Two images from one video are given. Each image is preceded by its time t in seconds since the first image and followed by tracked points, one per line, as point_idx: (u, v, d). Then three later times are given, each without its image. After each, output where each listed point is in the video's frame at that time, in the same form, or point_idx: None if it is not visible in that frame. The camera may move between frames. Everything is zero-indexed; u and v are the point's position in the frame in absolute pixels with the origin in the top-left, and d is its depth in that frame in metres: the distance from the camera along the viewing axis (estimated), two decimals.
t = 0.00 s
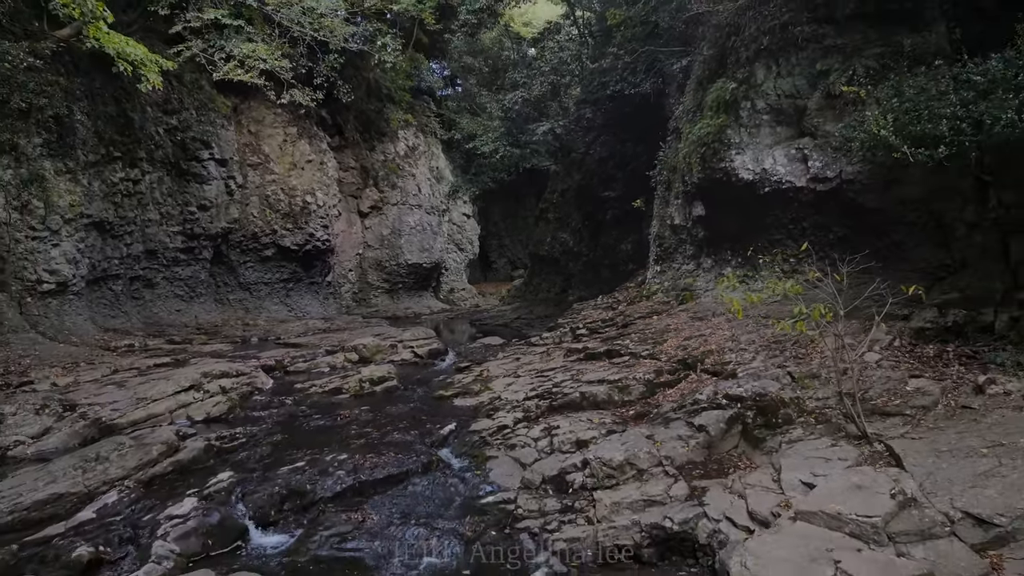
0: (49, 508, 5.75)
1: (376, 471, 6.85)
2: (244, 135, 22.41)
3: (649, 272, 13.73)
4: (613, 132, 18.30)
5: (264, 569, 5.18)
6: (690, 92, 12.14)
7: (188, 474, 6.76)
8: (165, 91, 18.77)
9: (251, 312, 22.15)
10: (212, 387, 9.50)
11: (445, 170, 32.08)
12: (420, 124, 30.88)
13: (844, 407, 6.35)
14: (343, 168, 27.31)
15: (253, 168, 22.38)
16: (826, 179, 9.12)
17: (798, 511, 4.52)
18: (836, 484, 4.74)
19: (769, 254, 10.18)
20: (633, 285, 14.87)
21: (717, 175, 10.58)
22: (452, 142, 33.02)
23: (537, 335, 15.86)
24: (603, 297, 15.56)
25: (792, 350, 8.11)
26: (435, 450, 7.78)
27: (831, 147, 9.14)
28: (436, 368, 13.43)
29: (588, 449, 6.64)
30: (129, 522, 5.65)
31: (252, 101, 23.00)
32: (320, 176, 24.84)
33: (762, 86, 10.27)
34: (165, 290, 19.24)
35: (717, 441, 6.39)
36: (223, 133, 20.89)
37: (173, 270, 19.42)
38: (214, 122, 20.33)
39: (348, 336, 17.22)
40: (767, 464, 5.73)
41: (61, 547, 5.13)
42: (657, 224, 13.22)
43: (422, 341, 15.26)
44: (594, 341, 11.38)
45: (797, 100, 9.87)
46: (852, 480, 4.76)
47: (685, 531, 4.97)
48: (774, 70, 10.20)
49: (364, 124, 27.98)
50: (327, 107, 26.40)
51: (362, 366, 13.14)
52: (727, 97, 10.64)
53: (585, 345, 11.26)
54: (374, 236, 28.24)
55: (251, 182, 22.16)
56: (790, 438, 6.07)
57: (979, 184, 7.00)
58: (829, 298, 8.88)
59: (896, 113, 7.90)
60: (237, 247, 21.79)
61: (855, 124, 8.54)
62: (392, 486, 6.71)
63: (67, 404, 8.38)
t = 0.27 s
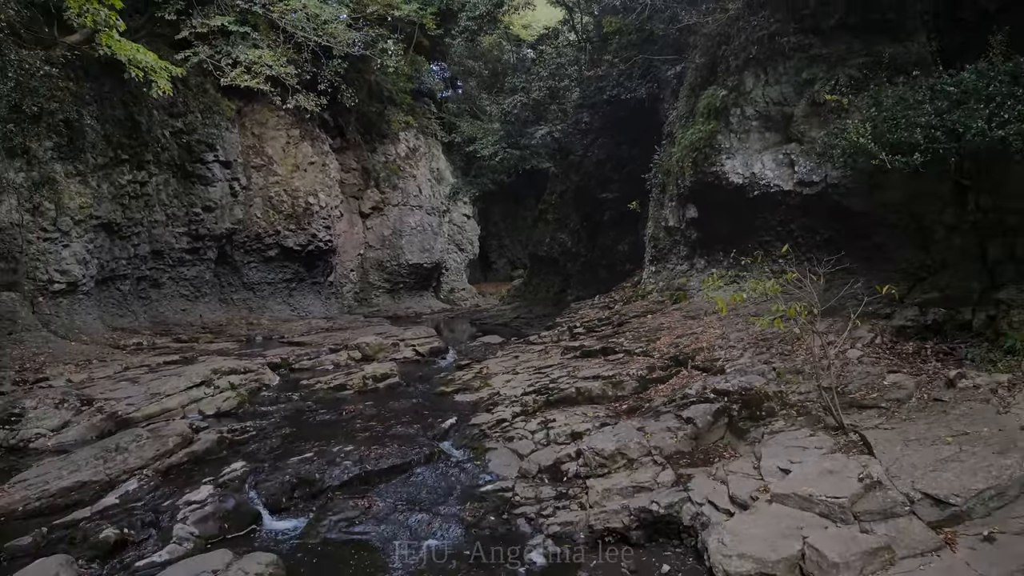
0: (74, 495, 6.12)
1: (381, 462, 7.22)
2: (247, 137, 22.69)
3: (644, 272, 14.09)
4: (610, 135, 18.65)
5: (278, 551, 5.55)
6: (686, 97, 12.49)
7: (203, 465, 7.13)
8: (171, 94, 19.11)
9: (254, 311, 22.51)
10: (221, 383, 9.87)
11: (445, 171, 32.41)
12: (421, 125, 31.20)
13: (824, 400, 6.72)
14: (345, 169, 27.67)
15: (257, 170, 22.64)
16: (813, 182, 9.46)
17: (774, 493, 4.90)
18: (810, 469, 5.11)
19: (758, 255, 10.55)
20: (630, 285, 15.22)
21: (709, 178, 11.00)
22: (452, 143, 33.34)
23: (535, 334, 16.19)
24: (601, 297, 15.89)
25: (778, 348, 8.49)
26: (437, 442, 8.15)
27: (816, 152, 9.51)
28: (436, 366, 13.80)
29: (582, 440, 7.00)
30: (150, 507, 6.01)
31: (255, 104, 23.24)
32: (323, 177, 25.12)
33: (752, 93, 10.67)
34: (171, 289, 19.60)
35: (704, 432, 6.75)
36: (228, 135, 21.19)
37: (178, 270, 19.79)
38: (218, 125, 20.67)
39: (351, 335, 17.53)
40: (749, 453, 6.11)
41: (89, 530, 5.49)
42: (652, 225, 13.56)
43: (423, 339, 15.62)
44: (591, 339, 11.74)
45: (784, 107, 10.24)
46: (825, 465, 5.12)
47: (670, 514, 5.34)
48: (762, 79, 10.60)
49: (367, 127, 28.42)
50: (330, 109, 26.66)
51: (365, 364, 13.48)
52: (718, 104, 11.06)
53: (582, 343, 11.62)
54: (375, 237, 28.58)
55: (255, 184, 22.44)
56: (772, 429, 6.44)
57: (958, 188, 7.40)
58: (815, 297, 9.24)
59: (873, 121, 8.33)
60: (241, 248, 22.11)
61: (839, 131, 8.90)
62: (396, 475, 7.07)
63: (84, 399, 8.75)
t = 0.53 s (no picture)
0: (96, 483, 6.48)
1: (386, 453, 7.59)
2: (251, 139, 22.97)
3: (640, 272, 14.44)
4: (607, 136, 18.99)
5: (291, 534, 5.91)
6: (679, 103, 12.88)
7: (216, 455, 7.49)
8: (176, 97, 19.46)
9: (258, 311, 22.86)
10: (231, 379, 10.24)
11: (445, 172, 32.75)
12: (421, 127, 31.56)
13: (807, 394, 7.08)
14: (347, 171, 28.03)
15: (260, 171, 22.98)
16: (800, 186, 9.82)
17: (754, 479, 5.28)
18: (788, 457, 5.48)
19: (749, 255, 10.92)
20: (627, 285, 15.56)
21: (701, 182, 11.37)
22: (452, 144, 33.69)
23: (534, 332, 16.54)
24: (598, 296, 16.23)
25: (765, 345, 8.86)
26: (439, 435, 8.50)
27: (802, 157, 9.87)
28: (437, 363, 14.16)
29: (577, 431, 7.38)
30: (169, 494, 6.37)
31: (258, 106, 23.57)
32: (325, 178, 25.44)
33: (742, 100, 11.04)
34: (177, 289, 19.96)
35: (692, 425, 7.11)
36: (232, 137, 21.54)
37: (184, 270, 20.16)
38: (223, 127, 21.03)
39: (353, 334, 17.86)
40: (733, 441, 6.51)
41: (114, 514, 5.85)
42: (648, 227, 13.93)
43: (424, 338, 15.97)
44: (588, 337, 12.10)
45: (773, 113, 10.61)
46: (801, 453, 5.49)
47: (658, 499, 5.71)
48: (752, 86, 10.98)
49: (369, 129, 28.78)
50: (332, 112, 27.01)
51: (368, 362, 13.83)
52: (709, 111, 11.44)
53: (580, 341, 11.97)
54: (377, 237, 28.92)
55: (258, 185, 22.80)
56: (756, 421, 6.80)
57: (938, 192, 7.72)
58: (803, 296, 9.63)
59: (854, 129, 8.64)
60: (244, 248, 22.45)
61: (824, 137, 9.26)
62: (400, 466, 7.43)
63: (100, 394, 9.11)
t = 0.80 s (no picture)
0: (118, 472, 6.85)
1: (391, 445, 7.96)
2: (255, 142, 23.30)
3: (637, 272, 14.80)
4: (605, 139, 19.32)
5: (302, 519, 6.28)
6: (674, 108, 13.25)
7: (229, 448, 7.87)
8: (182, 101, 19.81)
9: (262, 310, 23.23)
10: (240, 376, 10.62)
11: (446, 174, 33.09)
12: (422, 129, 31.90)
13: (791, 388, 7.46)
14: (349, 172, 28.38)
15: (264, 173, 23.28)
16: (789, 190, 10.20)
17: (737, 467, 5.66)
18: (769, 447, 5.85)
19: (741, 256, 11.30)
20: (624, 285, 15.91)
21: (694, 186, 11.74)
22: (453, 146, 34.03)
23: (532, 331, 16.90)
24: (596, 296, 16.57)
25: (754, 342, 9.24)
26: (441, 429, 8.86)
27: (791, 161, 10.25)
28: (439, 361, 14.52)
29: (574, 424, 7.74)
30: (187, 483, 6.75)
31: (262, 109, 23.92)
32: (328, 180, 25.75)
33: (733, 107, 11.41)
34: (182, 289, 20.34)
35: (683, 418, 7.47)
36: (236, 140, 21.90)
37: (189, 271, 20.53)
38: (227, 130, 21.38)
39: (356, 333, 18.20)
40: (721, 433, 6.88)
41: (136, 500, 6.23)
42: (644, 228, 14.29)
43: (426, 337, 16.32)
44: (585, 335, 12.47)
45: (763, 119, 10.98)
46: (783, 443, 5.87)
47: (648, 486, 6.06)
48: (743, 93, 11.36)
49: (371, 131, 29.14)
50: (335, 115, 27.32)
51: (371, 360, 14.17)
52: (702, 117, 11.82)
53: (577, 339, 12.35)
54: (378, 238, 29.28)
55: (261, 187, 23.13)
56: (743, 414, 7.16)
57: (921, 196, 8.12)
58: (791, 295, 10.02)
59: (838, 136, 8.98)
60: (248, 249, 22.78)
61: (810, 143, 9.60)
62: (404, 457, 7.79)
63: (115, 390, 9.49)
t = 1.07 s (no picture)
0: (136, 462, 7.22)
1: (395, 438, 8.32)
2: (259, 144, 23.58)
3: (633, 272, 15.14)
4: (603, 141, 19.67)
5: (313, 506, 6.64)
6: (669, 112, 13.60)
7: (240, 440, 8.23)
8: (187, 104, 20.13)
9: (265, 310, 23.60)
10: (248, 373, 10.99)
11: (446, 175, 33.40)
12: (422, 130, 32.21)
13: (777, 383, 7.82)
14: (350, 174, 28.70)
15: (267, 175, 23.48)
16: (778, 193, 10.57)
17: (723, 455, 6.03)
18: (753, 437, 6.21)
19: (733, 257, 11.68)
20: (621, 284, 16.26)
21: (688, 188, 12.08)
22: (454, 147, 34.34)
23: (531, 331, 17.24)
24: (594, 296, 16.91)
25: (744, 339, 9.61)
26: (443, 423, 9.21)
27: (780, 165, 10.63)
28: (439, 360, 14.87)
29: (570, 418, 8.10)
30: (202, 472, 7.12)
31: (265, 112, 24.23)
32: (330, 182, 26.06)
33: (724, 112, 11.77)
34: (188, 289, 20.71)
35: (674, 412, 7.81)
36: (240, 142, 22.23)
37: (195, 271, 20.90)
38: (231, 132, 21.70)
39: (359, 332, 18.55)
40: (709, 425, 7.26)
41: (155, 488, 6.59)
42: (640, 229, 14.63)
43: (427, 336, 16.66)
44: (583, 334, 12.82)
45: (753, 125, 11.35)
46: (766, 433, 6.23)
47: (639, 475, 6.40)
48: (734, 99, 11.73)
49: (372, 132, 29.44)
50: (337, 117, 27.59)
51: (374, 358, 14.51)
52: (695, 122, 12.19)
53: (575, 337, 12.72)
54: (379, 239, 29.63)
55: (264, 188, 23.27)
56: (730, 408, 7.52)
57: (906, 199, 8.57)
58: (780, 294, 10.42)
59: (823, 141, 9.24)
60: (252, 250, 23.04)
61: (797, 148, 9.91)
62: (407, 450, 8.15)
63: (129, 386, 9.85)
